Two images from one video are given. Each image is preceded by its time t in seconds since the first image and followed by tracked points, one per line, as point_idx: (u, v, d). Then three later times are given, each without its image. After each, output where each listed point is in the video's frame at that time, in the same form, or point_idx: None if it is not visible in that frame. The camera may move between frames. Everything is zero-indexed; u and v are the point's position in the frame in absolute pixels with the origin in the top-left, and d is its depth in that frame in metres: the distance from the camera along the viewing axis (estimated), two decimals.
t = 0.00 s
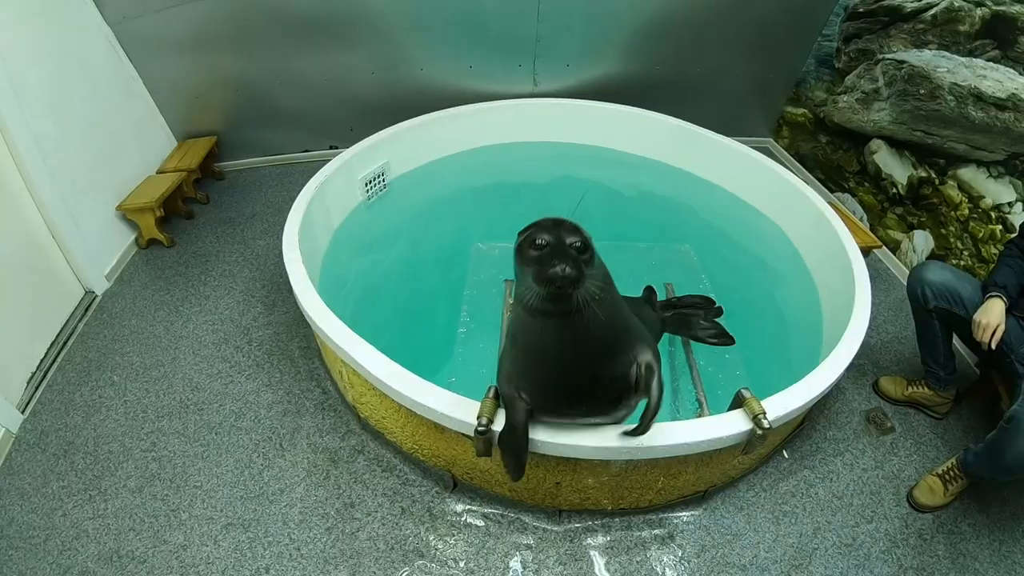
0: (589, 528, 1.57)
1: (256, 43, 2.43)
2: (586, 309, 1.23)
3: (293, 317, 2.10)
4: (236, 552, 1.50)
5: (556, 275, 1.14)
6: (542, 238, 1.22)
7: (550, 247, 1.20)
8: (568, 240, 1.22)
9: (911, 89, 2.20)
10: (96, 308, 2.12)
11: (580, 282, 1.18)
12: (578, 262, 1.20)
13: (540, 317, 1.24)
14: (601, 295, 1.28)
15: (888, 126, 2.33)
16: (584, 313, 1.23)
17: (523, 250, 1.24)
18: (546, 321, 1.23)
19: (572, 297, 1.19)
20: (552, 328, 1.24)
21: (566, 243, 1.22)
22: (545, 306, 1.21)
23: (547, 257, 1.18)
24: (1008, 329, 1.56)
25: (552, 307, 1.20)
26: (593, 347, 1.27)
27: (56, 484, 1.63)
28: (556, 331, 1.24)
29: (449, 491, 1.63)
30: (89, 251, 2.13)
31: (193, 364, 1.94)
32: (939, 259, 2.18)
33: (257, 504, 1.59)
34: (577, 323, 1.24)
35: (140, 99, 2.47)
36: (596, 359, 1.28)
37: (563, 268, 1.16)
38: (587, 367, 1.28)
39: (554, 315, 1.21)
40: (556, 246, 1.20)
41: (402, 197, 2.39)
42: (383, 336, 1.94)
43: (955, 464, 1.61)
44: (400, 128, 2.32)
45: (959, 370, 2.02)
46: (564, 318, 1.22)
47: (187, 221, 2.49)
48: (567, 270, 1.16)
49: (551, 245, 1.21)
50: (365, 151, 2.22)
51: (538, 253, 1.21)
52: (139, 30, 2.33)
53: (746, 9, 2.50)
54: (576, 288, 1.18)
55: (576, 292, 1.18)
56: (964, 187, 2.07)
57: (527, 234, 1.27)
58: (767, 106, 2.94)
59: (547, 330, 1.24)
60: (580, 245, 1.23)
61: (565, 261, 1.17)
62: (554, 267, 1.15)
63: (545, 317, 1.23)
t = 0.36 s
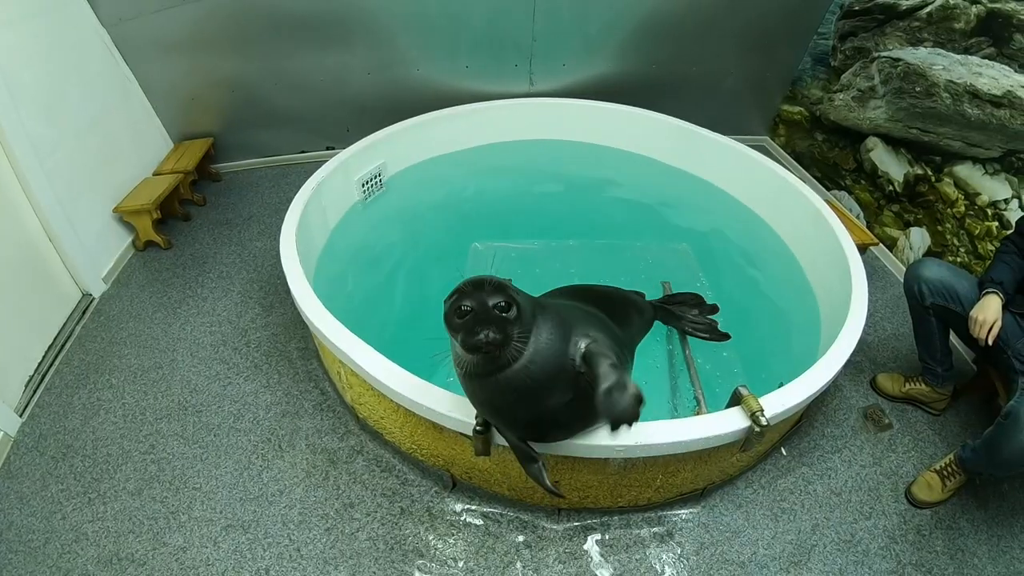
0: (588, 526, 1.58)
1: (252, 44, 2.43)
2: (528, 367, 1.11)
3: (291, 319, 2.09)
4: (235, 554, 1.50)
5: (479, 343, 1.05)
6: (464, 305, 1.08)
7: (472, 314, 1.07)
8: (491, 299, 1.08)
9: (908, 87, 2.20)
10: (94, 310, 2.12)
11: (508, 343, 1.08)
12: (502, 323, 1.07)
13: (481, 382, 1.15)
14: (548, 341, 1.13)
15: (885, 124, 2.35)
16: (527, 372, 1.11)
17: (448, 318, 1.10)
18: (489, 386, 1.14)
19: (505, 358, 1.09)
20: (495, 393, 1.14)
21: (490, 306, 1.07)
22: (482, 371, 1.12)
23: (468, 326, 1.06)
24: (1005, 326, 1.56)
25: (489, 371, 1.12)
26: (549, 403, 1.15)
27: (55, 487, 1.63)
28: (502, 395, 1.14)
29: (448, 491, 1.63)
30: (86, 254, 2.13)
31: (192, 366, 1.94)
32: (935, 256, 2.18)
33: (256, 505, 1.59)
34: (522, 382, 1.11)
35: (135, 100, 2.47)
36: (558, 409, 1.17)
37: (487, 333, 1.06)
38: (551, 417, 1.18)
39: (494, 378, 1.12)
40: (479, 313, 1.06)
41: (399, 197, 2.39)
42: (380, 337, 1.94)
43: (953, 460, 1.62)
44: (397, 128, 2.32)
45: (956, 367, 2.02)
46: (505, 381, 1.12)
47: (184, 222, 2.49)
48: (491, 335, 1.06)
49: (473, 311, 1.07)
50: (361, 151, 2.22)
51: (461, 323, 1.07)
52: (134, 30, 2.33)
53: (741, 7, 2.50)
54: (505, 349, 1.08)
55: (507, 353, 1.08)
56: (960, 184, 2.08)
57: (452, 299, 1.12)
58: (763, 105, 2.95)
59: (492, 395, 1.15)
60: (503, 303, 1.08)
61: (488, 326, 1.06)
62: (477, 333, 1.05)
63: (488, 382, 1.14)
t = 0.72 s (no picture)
0: (586, 523, 1.58)
1: (249, 43, 2.43)
2: (525, 342, 1.12)
3: (289, 317, 2.09)
4: (235, 552, 1.50)
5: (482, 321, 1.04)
6: (460, 288, 1.06)
7: (469, 295, 1.05)
8: (485, 278, 1.08)
9: (905, 85, 2.21)
10: (92, 309, 2.12)
11: (507, 320, 1.08)
12: (500, 301, 1.07)
13: (478, 365, 1.14)
14: (539, 316, 1.15)
15: (882, 122, 2.35)
16: (524, 348, 1.12)
17: (442, 302, 1.08)
18: (486, 367, 1.14)
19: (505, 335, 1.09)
20: (493, 373, 1.14)
21: (485, 286, 1.07)
22: (479, 352, 1.11)
23: (467, 306, 1.05)
24: (1002, 323, 1.56)
25: (486, 352, 1.11)
26: (545, 377, 1.17)
27: (54, 486, 1.62)
28: (500, 374, 1.14)
29: (446, 489, 1.63)
30: (84, 253, 2.13)
31: (190, 365, 1.94)
32: (933, 253, 2.19)
33: (255, 504, 1.59)
34: (519, 358, 1.12)
35: (133, 98, 2.46)
36: (554, 383, 1.19)
37: (487, 311, 1.05)
38: (548, 393, 1.19)
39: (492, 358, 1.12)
40: (476, 293, 1.06)
41: (397, 196, 2.39)
42: (378, 335, 1.94)
43: (951, 457, 1.62)
44: (395, 126, 2.32)
45: (954, 364, 2.02)
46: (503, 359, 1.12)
47: (183, 221, 2.49)
48: (492, 313, 1.05)
49: (471, 292, 1.05)
50: (359, 149, 2.22)
51: (459, 304, 1.05)
52: (132, 30, 2.32)
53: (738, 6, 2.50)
54: (505, 326, 1.08)
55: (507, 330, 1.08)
56: (959, 182, 2.08)
57: (444, 283, 1.10)
58: (760, 102, 2.95)
59: (489, 376, 1.15)
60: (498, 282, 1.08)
61: (488, 304, 1.05)
62: (478, 312, 1.04)
63: (484, 363, 1.13)
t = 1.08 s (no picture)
0: (587, 521, 1.58)
1: (247, 42, 2.43)
2: (518, 351, 1.13)
3: (289, 315, 2.09)
4: (235, 551, 1.50)
5: (472, 333, 1.05)
6: (452, 302, 1.08)
7: (461, 308, 1.07)
8: (477, 292, 1.09)
9: (904, 82, 2.22)
10: (92, 309, 2.12)
11: (499, 333, 1.09)
12: (490, 312, 1.08)
13: (473, 377, 1.15)
14: (530, 325, 1.16)
15: (881, 119, 2.35)
16: (517, 357, 1.13)
17: (436, 317, 1.10)
18: (481, 379, 1.14)
19: (497, 347, 1.09)
20: (488, 383, 1.15)
21: (476, 298, 1.08)
22: (473, 365, 1.12)
23: (459, 319, 1.06)
24: (1001, 320, 1.57)
25: (480, 363, 1.12)
26: (538, 384, 1.17)
27: (54, 486, 1.63)
28: (494, 384, 1.15)
29: (447, 487, 1.63)
30: (84, 252, 2.13)
31: (190, 364, 1.94)
32: (932, 250, 2.19)
33: (256, 502, 1.59)
34: (513, 367, 1.13)
35: (132, 98, 2.47)
36: (548, 389, 1.19)
37: (478, 323, 1.06)
38: (542, 399, 1.20)
39: (486, 369, 1.12)
40: (467, 306, 1.07)
41: (396, 194, 2.39)
42: (377, 334, 1.94)
43: (951, 454, 1.62)
44: (394, 125, 2.32)
45: (954, 361, 2.03)
46: (497, 369, 1.13)
47: (182, 220, 2.48)
48: (482, 325, 1.06)
49: (462, 305, 1.07)
50: (358, 148, 2.22)
51: (451, 319, 1.07)
52: (130, 29, 2.32)
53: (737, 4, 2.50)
54: (496, 338, 1.08)
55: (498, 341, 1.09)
56: (958, 179, 2.08)
57: (437, 298, 1.12)
58: (759, 100, 2.95)
59: (485, 387, 1.16)
60: (489, 296, 1.09)
61: (478, 316, 1.06)
62: (469, 325, 1.05)
63: (479, 374, 1.14)
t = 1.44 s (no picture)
0: (585, 519, 1.58)
1: (245, 40, 2.42)
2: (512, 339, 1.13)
3: (288, 315, 2.09)
4: (234, 550, 1.50)
5: (466, 319, 1.04)
6: (445, 291, 1.08)
7: (455, 297, 1.08)
8: (470, 281, 1.10)
9: (902, 80, 2.23)
10: (91, 309, 2.12)
11: (496, 320, 1.09)
12: (484, 300, 1.09)
13: (468, 366, 1.15)
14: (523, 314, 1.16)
15: (879, 117, 2.36)
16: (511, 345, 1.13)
17: (429, 308, 1.10)
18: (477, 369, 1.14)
19: (492, 334, 1.09)
20: (482, 372, 1.15)
21: (469, 287, 1.09)
22: (468, 354, 1.12)
23: (454, 306, 1.06)
24: (999, 318, 1.57)
25: (475, 352, 1.11)
26: (533, 372, 1.17)
27: (53, 486, 1.62)
28: (488, 372, 1.15)
29: (445, 485, 1.63)
30: (82, 252, 2.12)
31: (189, 363, 1.94)
32: (930, 248, 2.19)
33: (255, 502, 1.59)
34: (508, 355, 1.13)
35: (130, 98, 2.47)
36: (543, 377, 1.19)
37: (472, 309, 1.06)
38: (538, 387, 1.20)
39: (481, 357, 1.12)
40: (460, 294, 1.08)
41: (394, 193, 2.39)
42: (376, 333, 1.95)
43: (949, 452, 1.62)
44: (393, 124, 2.32)
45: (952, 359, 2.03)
46: (492, 358, 1.12)
47: (180, 220, 2.48)
48: (477, 311, 1.06)
49: (456, 293, 1.08)
50: (356, 147, 2.22)
51: (445, 307, 1.07)
52: (127, 29, 2.32)
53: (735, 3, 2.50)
54: (492, 325, 1.08)
55: (494, 328, 1.08)
56: (956, 177, 2.08)
57: (431, 289, 1.12)
58: (757, 98, 2.95)
59: (479, 376, 1.16)
60: (483, 284, 1.10)
61: (473, 303, 1.06)
62: (463, 312, 1.05)
63: (474, 364, 1.14)
